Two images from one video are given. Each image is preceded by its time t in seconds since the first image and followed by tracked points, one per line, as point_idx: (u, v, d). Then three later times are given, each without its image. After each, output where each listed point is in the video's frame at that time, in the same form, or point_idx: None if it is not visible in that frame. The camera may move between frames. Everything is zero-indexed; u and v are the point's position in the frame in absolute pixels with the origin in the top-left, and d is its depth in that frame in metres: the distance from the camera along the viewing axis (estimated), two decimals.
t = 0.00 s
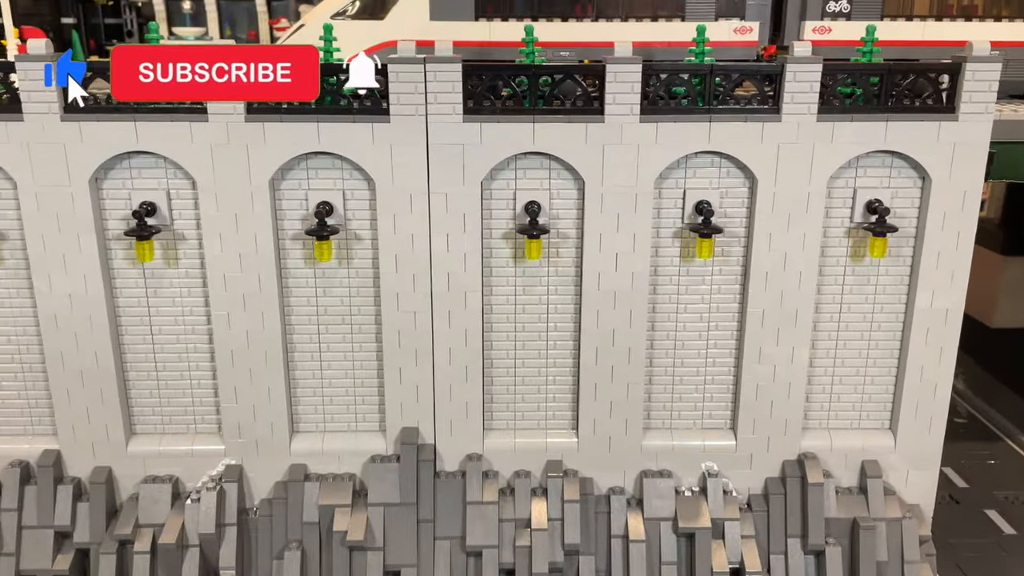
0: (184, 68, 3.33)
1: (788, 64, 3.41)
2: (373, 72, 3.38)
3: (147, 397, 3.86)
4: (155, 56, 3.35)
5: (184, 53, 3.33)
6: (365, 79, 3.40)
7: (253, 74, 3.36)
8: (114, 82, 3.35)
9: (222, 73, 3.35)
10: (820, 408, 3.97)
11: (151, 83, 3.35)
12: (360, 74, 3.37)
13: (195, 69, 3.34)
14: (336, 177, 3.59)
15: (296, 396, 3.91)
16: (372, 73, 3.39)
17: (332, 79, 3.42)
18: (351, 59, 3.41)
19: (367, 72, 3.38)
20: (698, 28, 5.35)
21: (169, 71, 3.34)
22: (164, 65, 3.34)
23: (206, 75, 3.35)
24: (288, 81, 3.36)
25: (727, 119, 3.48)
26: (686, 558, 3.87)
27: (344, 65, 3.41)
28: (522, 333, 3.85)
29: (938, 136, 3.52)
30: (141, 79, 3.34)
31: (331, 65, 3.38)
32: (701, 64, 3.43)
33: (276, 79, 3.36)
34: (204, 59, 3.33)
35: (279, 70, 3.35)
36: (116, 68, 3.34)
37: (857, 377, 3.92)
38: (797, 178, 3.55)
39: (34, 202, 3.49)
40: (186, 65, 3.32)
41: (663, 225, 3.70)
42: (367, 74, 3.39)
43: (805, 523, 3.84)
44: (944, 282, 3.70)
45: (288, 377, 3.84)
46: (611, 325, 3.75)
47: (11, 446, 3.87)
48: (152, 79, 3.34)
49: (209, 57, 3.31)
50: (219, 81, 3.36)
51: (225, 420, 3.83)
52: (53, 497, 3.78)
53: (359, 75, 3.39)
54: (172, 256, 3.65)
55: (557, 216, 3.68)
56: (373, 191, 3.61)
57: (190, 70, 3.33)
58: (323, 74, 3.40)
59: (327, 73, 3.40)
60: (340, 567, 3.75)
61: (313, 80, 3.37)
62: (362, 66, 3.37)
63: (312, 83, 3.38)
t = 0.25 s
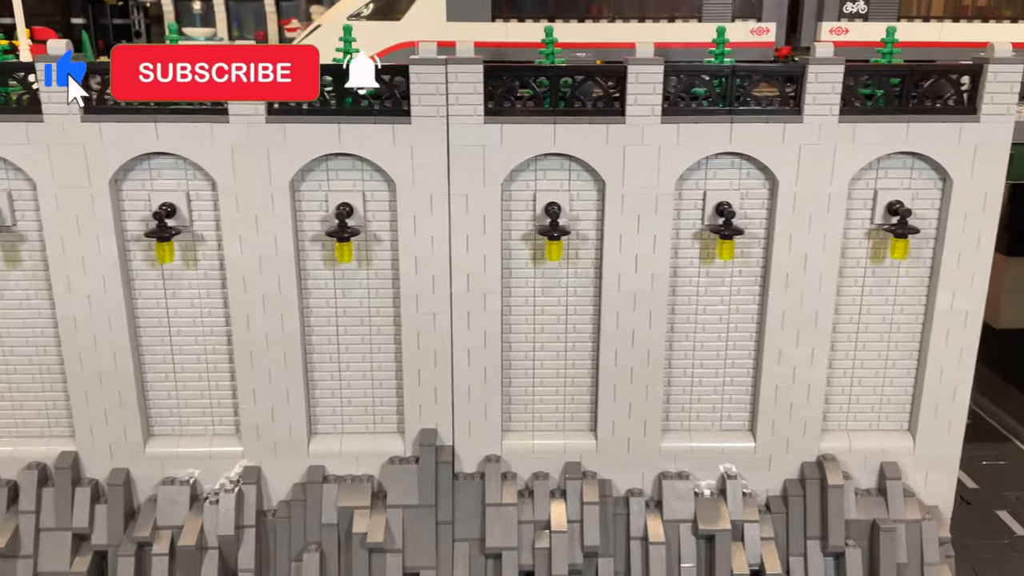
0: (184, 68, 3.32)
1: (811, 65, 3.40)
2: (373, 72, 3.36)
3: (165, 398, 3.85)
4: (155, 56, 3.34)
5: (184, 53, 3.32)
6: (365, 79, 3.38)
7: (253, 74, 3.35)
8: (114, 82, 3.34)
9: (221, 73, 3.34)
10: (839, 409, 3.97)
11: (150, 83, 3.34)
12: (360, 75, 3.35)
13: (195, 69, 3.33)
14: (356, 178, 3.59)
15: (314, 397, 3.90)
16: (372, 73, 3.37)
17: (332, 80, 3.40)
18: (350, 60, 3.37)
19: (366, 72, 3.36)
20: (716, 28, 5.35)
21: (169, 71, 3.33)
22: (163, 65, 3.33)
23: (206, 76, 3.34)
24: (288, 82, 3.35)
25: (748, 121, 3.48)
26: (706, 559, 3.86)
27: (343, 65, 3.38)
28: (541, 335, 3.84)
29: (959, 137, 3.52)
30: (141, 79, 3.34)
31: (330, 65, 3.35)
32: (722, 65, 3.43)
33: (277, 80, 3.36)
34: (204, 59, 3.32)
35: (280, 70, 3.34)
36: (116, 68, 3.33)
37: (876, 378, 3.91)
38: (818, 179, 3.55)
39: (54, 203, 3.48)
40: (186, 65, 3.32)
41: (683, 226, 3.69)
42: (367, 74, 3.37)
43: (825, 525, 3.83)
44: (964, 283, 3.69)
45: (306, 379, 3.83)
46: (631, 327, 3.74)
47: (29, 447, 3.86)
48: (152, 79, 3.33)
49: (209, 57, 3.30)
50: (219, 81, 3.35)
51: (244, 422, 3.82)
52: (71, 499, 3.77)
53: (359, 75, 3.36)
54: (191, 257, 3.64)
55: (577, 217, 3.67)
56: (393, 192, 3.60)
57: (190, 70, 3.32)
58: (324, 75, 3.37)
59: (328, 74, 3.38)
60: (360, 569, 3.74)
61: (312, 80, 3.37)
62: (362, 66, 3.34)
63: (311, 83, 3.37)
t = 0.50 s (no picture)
0: (185, 68, 3.36)
1: (840, 66, 3.40)
2: (374, 72, 3.37)
3: (190, 399, 3.84)
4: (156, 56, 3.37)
5: (185, 53, 3.36)
6: (366, 79, 3.38)
7: (253, 74, 3.35)
8: (114, 81, 3.35)
9: (221, 73, 3.36)
10: (864, 410, 3.96)
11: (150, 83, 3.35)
12: (361, 73, 3.36)
13: (195, 69, 3.36)
14: (384, 179, 3.58)
15: (340, 398, 3.90)
16: (373, 72, 3.37)
17: (334, 80, 3.39)
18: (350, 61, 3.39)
19: (367, 71, 3.36)
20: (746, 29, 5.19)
21: (169, 71, 3.36)
22: (163, 65, 3.36)
23: (206, 75, 3.37)
24: (288, 81, 3.34)
25: (777, 122, 3.48)
26: (732, 561, 3.85)
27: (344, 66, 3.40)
28: (567, 336, 3.83)
29: (988, 138, 3.52)
30: (141, 78, 3.34)
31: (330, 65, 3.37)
32: (751, 66, 3.42)
33: (276, 79, 3.35)
34: (205, 59, 3.35)
35: (280, 70, 3.34)
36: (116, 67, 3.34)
37: (901, 379, 3.91)
38: (846, 180, 3.54)
39: (81, 204, 3.47)
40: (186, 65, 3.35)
41: (710, 227, 3.68)
42: (367, 74, 3.38)
43: (851, 526, 3.83)
44: (991, 284, 3.69)
45: (332, 380, 3.82)
46: (657, 328, 3.73)
47: (53, 449, 3.84)
48: (152, 79, 3.34)
49: (209, 57, 3.34)
50: (219, 81, 3.37)
51: (269, 423, 3.81)
52: (95, 501, 3.75)
53: (359, 74, 3.37)
54: (218, 258, 3.64)
55: (604, 218, 3.67)
56: (421, 193, 3.60)
57: (190, 70, 3.35)
58: (324, 74, 3.38)
59: (328, 74, 3.38)
60: (385, 571, 3.73)
61: (312, 80, 3.36)
62: (363, 65, 3.36)
63: (311, 83, 3.37)
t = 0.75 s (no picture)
0: (185, 68, 3.33)
1: (873, 67, 3.40)
2: (374, 71, 3.35)
3: (219, 400, 3.84)
4: (155, 56, 3.33)
5: (184, 52, 3.33)
6: (366, 78, 3.36)
7: (253, 74, 3.35)
8: (114, 81, 3.31)
9: (222, 73, 3.34)
10: (893, 411, 3.96)
11: (149, 83, 3.32)
12: (361, 73, 3.34)
13: (195, 69, 3.34)
14: (416, 180, 3.59)
15: (369, 399, 3.89)
16: (373, 72, 3.34)
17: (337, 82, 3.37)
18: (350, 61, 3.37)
19: (367, 71, 3.34)
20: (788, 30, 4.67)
21: (169, 71, 3.33)
22: (163, 65, 3.32)
23: (206, 75, 3.35)
24: (288, 81, 3.34)
25: (810, 123, 3.48)
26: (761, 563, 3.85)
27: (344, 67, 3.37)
28: (596, 337, 3.82)
29: (1019, 139, 3.52)
30: (141, 79, 3.32)
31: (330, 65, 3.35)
32: (784, 68, 3.41)
33: (277, 80, 3.34)
34: (204, 59, 3.33)
35: (281, 70, 3.33)
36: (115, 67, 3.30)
37: (930, 380, 3.91)
38: (878, 182, 3.55)
39: (113, 205, 3.46)
40: (186, 65, 3.32)
41: (742, 228, 3.68)
42: (367, 74, 3.35)
43: (880, 527, 3.82)
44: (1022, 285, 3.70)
45: (361, 381, 3.81)
46: (688, 329, 3.72)
47: (81, 450, 3.83)
48: (152, 79, 3.31)
49: (209, 57, 3.32)
50: (219, 81, 3.35)
51: (298, 424, 3.80)
52: (125, 502, 3.74)
53: (359, 74, 3.35)
54: (249, 259, 3.63)
55: (635, 219, 3.66)
56: (452, 194, 3.60)
57: (191, 70, 3.32)
58: (324, 74, 3.35)
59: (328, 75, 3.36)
60: (415, 572, 3.72)
61: (312, 81, 3.35)
62: (363, 64, 3.34)
63: (313, 84, 3.36)
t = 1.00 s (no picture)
0: (185, 69, 3.30)
1: (907, 68, 3.40)
2: (374, 72, 3.31)
3: (250, 401, 3.84)
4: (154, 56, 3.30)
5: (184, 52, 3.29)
6: (367, 79, 3.31)
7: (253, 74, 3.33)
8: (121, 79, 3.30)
9: (221, 73, 3.31)
10: (923, 412, 3.97)
11: (147, 84, 3.31)
12: (361, 74, 3.30)
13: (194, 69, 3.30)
14: (449, 181, 3.59)
15: (399, 400, 3.90)
16: (373, 72, 3.31)
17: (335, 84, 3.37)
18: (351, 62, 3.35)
19: (367, 71, 3.30)
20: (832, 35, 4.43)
21: (170, 71, 3.31)
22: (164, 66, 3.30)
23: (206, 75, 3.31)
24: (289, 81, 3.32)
25: (844, 123, 3.48)
26: (791, 563, 3.85)
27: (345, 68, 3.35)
28: (627, 338, 3.83)
29: None
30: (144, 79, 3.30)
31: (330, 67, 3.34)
32: (818, 69, 3.41)
33: (274, 79, 3.33)
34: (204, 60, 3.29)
35: (277, 69, 3.32)
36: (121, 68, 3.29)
37: (960, 381, 3.91)
38: (911, 182, 3.55)
39: (147, 205, 3.46)
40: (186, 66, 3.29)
41: (774, 229, 3.68)
42: (368, 74, 3.31)
43: (911, 528, 3.83)
44: None
45: (392, 381, 3.82)
46: (720, 330, 3.72)
47: (112, 451, 3.84)
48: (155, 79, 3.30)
49: (208, 57, 3.28)
50: (219, 81, 3.32)
51: (330, 425, 3.81)
52: (157, 503, 3.74)
53: (360, 74, 3.31)
54: (282, 260, 3.64)
55: (668, 220, 3.67)
56: (485, 195, 3.60)
57: (191, 71, 3.29)
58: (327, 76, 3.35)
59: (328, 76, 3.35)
60: (447, 572, 3.72)
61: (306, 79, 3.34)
62: (363, 65, 3.30)
63: (307, 82, 3.34)
